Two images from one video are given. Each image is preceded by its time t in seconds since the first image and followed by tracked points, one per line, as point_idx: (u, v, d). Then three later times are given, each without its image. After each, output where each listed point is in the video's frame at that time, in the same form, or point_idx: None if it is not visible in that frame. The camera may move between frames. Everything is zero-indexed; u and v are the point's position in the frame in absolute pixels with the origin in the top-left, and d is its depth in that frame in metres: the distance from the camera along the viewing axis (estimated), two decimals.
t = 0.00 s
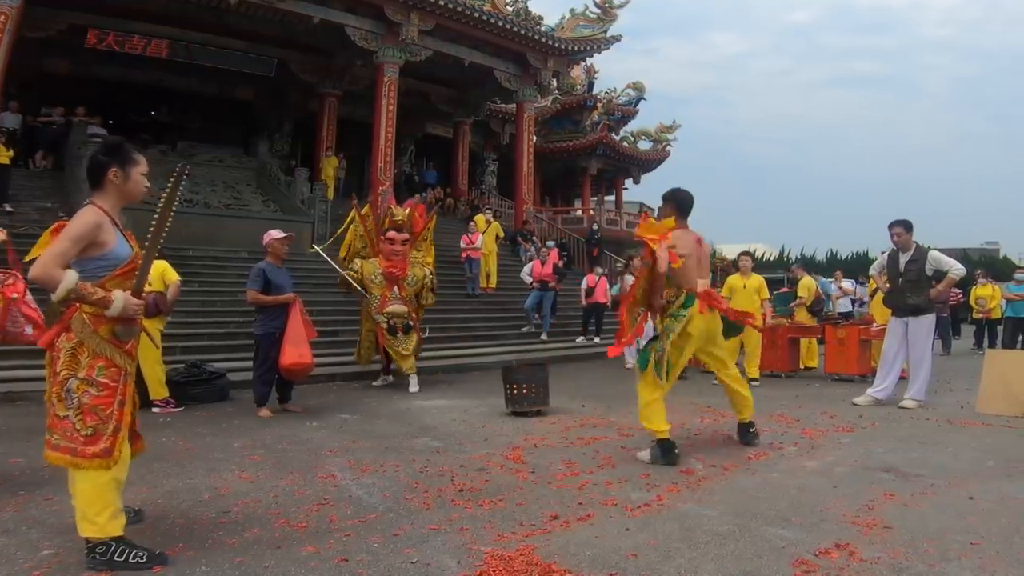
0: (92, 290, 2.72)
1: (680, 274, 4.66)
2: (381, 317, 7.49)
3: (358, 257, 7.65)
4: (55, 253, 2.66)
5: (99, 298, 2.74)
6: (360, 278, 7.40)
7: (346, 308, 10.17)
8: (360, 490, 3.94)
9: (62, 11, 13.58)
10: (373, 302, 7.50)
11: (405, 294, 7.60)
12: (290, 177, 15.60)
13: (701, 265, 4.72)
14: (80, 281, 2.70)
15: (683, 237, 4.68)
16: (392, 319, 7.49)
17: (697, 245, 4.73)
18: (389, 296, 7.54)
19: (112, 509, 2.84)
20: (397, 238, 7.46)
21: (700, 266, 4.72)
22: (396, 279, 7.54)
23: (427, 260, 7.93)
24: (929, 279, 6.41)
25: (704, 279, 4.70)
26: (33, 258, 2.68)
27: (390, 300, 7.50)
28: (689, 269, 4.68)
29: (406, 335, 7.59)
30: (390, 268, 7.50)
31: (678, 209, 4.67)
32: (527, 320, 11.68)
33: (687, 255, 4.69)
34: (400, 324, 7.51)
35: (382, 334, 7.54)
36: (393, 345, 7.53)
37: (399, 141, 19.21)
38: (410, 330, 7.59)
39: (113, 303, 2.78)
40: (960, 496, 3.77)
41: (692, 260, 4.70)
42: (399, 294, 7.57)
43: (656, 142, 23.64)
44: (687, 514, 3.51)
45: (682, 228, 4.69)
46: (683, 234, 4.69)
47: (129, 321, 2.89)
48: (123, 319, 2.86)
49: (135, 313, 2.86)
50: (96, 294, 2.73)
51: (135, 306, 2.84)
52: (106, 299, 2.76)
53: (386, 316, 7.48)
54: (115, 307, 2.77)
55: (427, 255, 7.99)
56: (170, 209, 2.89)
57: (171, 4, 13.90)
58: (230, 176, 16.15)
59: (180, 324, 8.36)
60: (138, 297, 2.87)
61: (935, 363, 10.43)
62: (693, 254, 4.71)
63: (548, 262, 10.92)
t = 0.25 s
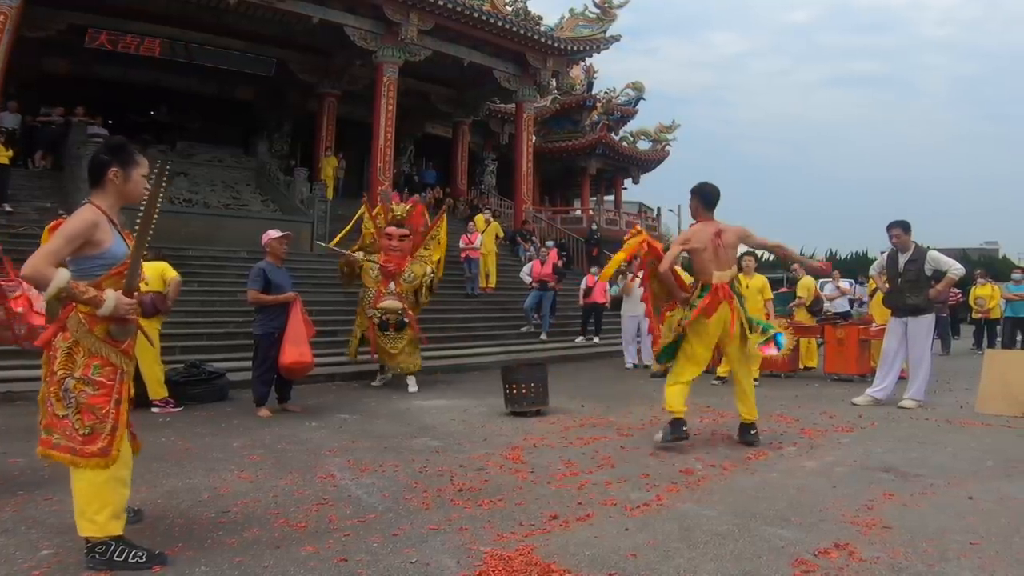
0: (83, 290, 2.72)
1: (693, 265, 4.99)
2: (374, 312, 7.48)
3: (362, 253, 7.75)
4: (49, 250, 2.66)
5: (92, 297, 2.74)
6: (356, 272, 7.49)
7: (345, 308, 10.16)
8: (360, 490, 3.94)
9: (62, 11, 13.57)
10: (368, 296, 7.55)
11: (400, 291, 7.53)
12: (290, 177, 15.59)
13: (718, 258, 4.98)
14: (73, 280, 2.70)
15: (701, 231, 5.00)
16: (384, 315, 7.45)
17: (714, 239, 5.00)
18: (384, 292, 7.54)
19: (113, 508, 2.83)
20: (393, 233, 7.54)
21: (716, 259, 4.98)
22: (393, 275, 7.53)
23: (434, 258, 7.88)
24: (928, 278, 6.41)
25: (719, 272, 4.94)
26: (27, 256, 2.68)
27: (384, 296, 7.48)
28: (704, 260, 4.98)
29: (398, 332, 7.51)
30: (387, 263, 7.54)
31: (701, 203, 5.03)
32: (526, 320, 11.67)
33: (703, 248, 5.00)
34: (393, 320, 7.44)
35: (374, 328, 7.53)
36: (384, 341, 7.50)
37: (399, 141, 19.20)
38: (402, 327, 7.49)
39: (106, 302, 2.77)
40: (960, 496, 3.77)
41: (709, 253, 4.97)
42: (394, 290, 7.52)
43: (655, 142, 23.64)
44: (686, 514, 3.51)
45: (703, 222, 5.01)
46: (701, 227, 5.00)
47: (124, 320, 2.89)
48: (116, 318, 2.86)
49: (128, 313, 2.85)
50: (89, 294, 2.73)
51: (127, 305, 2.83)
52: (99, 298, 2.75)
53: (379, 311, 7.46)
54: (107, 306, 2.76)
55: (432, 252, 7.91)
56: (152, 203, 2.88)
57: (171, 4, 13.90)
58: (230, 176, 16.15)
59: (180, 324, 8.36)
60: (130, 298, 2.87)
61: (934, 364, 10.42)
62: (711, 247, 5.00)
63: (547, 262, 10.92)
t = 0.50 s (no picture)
0: (80, 292, 2.71)
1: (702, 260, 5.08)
2: (371, 314, 7.54)
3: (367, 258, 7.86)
4: (43, 253, 2.66)
5: (87, 299, 2.73)
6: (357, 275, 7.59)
7: (344, 308, 10.15)
8: (359, 489, 3.94)
9: (61, 11, 13.56)
10: (368, 299, 7.63)
11: (398, 293, 7.55)
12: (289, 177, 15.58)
13: (728, 254, 5.02)
14: (68, 282, 2.70)
15: (712, 227, 5.05)
16: (381, 316, 7.48)
17: (726, 234, 5.03)
18: (383, 295, 7.59)
19: (121, 509, 2.83)
20: (392, 235, 7.51)
21: (726, 254, 5.02)
22: (392, 278, 7.57)
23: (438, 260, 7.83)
24: (927, 279, 6.41)
25: (727, 268, 5.01)
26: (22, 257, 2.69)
27: (382, 298, 7.55)
28: (713, 256, 5.05)
29: (393, 335, 7.51)
30: (386, 266, 7.59)
31: (716, 199, 5.09)
32: (525, 320, 11.68)
33: (713, 243, 5.05)
34: (388, 322, 7.46)
35: (372, 331, 7.57)
36: (380, 344, 7.52)
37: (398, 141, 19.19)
38: (398, 330, 7.47)
39: (101, 304, 2.76)
40: (959, 496, 3.77)
41: (718, 248, 5.04)
42: (393, 292, 7.57)
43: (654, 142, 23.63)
44: (686, 513, 3.51)
45: (716, 218, 5.07)
46: (713, 223, 5.06)
47: (118, 323, 2.88)
48: (112, 321, 2.85)
49: (125, 316, 2.85)
50: (84, 296, 2.72)
51: (123, 308, 2.83)
52: (95, 301, 2.75)
53: (376, 313, 7.51)
54: (104, 309, 2.76)
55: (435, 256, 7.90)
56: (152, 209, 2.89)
57: (170, 4, 13.89)
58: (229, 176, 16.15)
59: (179, 324, 8.36)
60: (125, 301, 2.86)
61: (934, 364, 10.42)
62: (721, 242, 5.04)
63: (547, 261, 10.94)
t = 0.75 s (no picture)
0: (78, 290, 2.71)
1: (698, 262, 5.10)
2: (379, 318, 7.60)
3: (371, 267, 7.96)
4: (41, 252, 2.66)
5: (87, 297, 2.72)
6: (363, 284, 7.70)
7: (343, 308, 10.15)
8: (358, 489, 3.94)
9: (60, 10, 13.55)
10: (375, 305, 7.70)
11: (401, 294, 7.59)
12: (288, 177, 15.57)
13: (722, 257, 5.03)
14: (67, 279, 2.70)
15: (708, 230, 5.04)
16: (386, 319, 7.53)
17: (721, 237, 5.04)
18: (390, 299, 7.66)
19: (105, 508, 2.83)
20: (388, 238, 7.55)
21: (720, 258, 5.03)
22: (393, 281, 7.63)
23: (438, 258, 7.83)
24: (926, 279, 6.42)
25: (721, 270, 5.03)
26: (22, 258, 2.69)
27: (388, 302, 7.61)
28: (707, 258, 5.06)
29: (399, 335, 7.51)
30: (386, 270, 7.65)
31: (713, 202, 5.08)
32: (525, 320, 11.68)
33: (708, 246, 5.05)
34: (393, 324, 7.48)
35: (379, 335, 7.62)
36: (386, 346, 7.53)
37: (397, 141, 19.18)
38: (403, 330, 7.47)
39: (100, 302, 2.75)
40: (958, 496, 3.78)
41: (712, 251, 5.04)
42: (397, 295, 7.62)
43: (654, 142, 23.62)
44: (685, 513, 3.51)
45: (714, 221, 5.06)
46: (710, 226, 5.06)
47: (117, 321, 2.86)
48: (110, 319, 2.84)
49: (123, 314, 2.84)
50: (83, 295, 2.72)
51: (122, 306, 2.82)
52: (94, 299, 2.74)
53: (382, 317, 7.56)
54: (102, 307, 2.75)
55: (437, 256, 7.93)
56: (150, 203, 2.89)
57: (169, 4, 13.88)
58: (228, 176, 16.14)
59: (179, 323, 8.36)
60: (126, 298, 2.86)
61: (934, 364, 10.42)
62: (716, 246, 5.04)
63: (546, 262, 10.95)
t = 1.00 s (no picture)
0: (76, 294, 2.71)
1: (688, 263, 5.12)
2: (388, 323, 7.57)
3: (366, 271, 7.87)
4: (37, 255, 2.66)
5: (83, 301, 2.73)
6: (366, 290, 7.64)
7: (342, 308, 10.14)
8: (357, 489, 3.94)
9: (59, 10, 13.54)
10: (382, 309, 7.65)
11: (408, 295, 7.57)
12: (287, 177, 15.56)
13: (713, 258, 5.05)
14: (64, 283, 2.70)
15: (701, 232, 5.10)
16: (397, 323, 7.51)
17: (712, 239, 5.08)
18: (395, 301, 7.61)
19: (119, 509, 2.84)
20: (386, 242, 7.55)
21: (712, 260, 5.04)
22: (397, 283, 7.59)
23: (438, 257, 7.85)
24: (925, 279, 6.43)
25: (711, 271, 5.04)
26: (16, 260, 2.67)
27: (395, 304, 7.56)
28: (698, 259, 5.08)
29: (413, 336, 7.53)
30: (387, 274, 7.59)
31: (703, 204, 5.09)
32: (524, 320, 11.67)
33: (699, 247, 5.09)
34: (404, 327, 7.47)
35: (389, 339, 7.59)
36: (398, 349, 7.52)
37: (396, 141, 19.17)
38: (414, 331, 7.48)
39: (96, 306, 2.77)
40: (957, 496, 3.78)
41: (704, 253, 5.06)
42: (403, 296, 7.58)
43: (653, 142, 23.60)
44: (684, 513, 3.51)
45: (704, 222, 5.10)
46: (701, 227, 5.12)
47: (112, 323, 2.87)
48: (106, 322, 2.85)
49: (119, 317, 2.85)
50: (78, 297, 2.72)
51: (118, 310, 2.83)
52: (91, 302, 2.76)
53: (392, 321, 7.54)
54: (99, 310, 2.77)
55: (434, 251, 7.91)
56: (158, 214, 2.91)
57: (168, 4, 13.86)
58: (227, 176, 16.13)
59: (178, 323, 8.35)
60: (121, 302, 2.87)
61: (934, 364, 10.40)
62: (707, 247, 5.07)
63: (545, 261, 10.97)
